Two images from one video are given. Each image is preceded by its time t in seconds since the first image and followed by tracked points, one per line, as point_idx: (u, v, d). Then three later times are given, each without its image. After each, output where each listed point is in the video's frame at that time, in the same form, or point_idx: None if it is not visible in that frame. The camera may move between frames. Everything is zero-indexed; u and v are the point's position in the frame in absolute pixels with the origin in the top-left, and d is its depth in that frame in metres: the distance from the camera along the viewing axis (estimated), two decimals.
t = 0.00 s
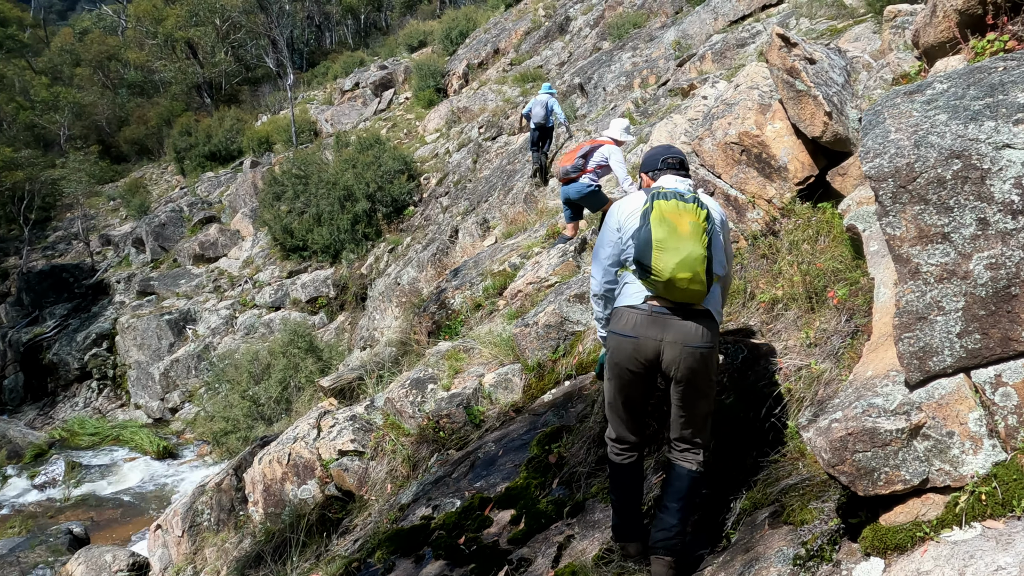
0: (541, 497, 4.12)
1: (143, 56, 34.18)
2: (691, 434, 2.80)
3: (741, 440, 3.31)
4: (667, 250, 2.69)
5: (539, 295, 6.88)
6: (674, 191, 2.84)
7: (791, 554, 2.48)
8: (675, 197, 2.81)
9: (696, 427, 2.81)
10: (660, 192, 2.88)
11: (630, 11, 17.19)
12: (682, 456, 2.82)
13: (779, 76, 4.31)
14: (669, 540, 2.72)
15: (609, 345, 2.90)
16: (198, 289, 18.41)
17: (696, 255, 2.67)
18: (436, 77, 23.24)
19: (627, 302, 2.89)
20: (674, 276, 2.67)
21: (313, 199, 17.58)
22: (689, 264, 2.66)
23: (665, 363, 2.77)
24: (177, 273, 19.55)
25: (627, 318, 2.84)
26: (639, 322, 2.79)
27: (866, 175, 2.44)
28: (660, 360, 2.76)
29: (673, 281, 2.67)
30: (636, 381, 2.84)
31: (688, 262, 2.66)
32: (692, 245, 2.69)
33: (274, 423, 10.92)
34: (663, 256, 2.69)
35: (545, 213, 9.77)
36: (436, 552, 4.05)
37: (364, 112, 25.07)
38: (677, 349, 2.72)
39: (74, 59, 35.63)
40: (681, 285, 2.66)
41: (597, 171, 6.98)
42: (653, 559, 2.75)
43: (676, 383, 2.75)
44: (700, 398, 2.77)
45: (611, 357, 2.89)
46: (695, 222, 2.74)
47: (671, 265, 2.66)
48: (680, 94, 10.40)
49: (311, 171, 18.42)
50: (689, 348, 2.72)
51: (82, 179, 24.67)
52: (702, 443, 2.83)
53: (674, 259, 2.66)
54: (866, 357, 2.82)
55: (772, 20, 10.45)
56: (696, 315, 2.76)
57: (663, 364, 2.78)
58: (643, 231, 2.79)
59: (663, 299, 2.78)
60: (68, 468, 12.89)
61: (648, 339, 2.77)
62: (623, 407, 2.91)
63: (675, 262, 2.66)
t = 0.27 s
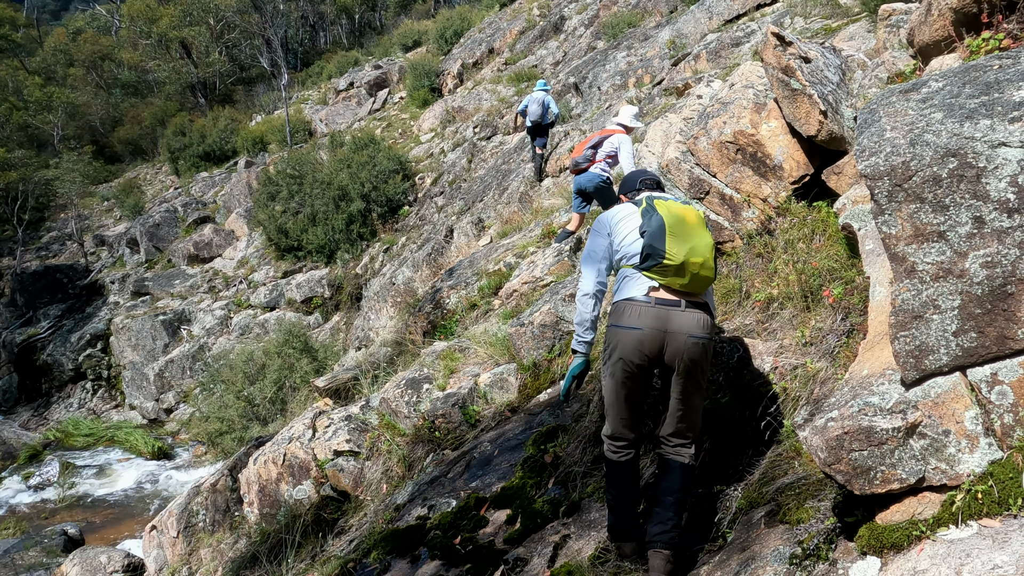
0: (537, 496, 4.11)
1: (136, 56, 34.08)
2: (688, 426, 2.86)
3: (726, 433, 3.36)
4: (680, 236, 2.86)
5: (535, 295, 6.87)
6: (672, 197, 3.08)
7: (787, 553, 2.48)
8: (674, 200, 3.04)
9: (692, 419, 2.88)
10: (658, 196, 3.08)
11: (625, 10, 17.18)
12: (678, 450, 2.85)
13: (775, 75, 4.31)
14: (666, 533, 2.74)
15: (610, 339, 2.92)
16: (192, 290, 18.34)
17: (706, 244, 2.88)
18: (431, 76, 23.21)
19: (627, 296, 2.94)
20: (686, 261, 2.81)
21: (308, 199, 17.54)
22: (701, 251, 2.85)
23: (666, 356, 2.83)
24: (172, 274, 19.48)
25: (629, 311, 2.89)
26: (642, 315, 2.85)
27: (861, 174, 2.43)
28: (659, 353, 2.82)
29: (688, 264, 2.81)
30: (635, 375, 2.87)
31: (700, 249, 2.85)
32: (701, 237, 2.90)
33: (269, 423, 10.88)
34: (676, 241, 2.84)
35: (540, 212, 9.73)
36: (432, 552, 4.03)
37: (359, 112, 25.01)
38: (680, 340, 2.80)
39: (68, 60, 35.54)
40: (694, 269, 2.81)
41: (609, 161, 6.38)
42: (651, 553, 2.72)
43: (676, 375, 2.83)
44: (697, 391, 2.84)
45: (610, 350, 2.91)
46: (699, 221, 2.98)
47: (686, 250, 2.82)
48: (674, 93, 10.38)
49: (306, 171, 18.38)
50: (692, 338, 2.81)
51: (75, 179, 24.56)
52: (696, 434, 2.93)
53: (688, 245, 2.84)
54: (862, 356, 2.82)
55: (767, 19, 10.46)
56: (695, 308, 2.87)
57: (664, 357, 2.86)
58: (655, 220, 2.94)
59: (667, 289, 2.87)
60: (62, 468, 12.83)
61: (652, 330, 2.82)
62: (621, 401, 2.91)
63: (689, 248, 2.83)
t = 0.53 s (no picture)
0: (528, 497, 4.09)
1: (125, 54, 33.84)
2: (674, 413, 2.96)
3: (713, 432, 3.39)
4: (665, 231, 2.85)
5: (526, 295, 6.86)
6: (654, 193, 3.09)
7: (779, 555, 2.47)
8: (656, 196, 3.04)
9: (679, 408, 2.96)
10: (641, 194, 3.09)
11: (616, 11, 17.18)
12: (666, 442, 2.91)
13: (767, 75, 4.30)
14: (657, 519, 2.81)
15: (601, 333, 2.92)
16: (181, 289, 18.21)
17: (691, 236, 2.88)
18: (422, 76, 23.15)
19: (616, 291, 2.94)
20: (673, 254, 2.81)
21: (298, 199, 17.46)
22: (687, 244, 2.84)
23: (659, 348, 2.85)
24: (160, 273, 19.34)
25: (620, 305, 2.89)
26: (634, 308, 2.85)
27: (854, 175, 2.42)
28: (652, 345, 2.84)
29: (674, 257, 2.81)
30: (628, 368, 2.89)
31: (686, 242, 2.84)
32: (685, 230, 2.89)
33: (258, 424, 10.80)
34: (662, 235, 2.84)
35: (531, 213, 9.70)
36: (422, 553, 4.00)
37: (349, 111, 24.92)
38: (672, 332, 2.82)
39: (56, 58, 35.28)
40: (681, 262, 2.81)
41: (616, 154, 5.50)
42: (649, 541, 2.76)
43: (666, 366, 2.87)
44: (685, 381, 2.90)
45: (603, 343, 2.91)
46: (683, 215, 2.98)
47: (671, 244, 2.82)
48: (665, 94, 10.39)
49: (296, 170, 18.29)
50: (682, 330, 2.83)
51: (63, 178, 24.35)
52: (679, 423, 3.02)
53: (673, 239, 2.83)
54: (854, 357, 2.81)
55: (758, 20, 10.48)
56: (683, 301, 2.87)
57: (655, 349, 2.87)
58: (640, 217, 2.94)
59: (656, 283, 2.88)
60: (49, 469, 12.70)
61: (645, 323, 2.83)
62: (614, 394, 2.92)
63: (674, 241, 2.83)
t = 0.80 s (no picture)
0: (519, 498, 4.08)
1: (111, 54, 33.57)
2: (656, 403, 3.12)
3: (703, 433, 3.42)
4: (661, 229, 2.87)
5: (516, 295, 6.85)
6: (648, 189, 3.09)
7: (769, 553, 2.48)
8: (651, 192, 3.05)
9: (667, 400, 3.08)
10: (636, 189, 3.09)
11: (605, 11, 17.20)
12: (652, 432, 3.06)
13: (756, 75, 4.31)
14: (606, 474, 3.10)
15: (599, 327, 2.96)
16: (169, 291, 18.08)
17: (686, 233, 2.91)
18: (411, 76, 23.10)
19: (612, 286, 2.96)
20: (669, 253, 2.84)
21: (286, 200, 17.38)
22: (683, 242, 2.87)
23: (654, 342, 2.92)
24: (148, 275, 19.19)
25: (617, 300, 2.93)
26: (632, 303, 2.90)
27: (844, 173, 2.43)
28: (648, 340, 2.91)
29: (671, 256, 2.84)
30: (625, 363, 2.96)
31: (682, 239, 2.87)
32: (680, 227, 2.92)
33: (248, 426, 10.72)
34: (658, 234, 2.85)
35: (520, 213, 9.69)
36: (413, 555, 3.97)
37: (338, 112, 24.83)
38: (668, 327, 2.90)
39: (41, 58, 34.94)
40: (677, 260, 2.84)
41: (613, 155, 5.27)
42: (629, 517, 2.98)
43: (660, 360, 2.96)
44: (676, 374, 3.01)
45: (601, 338, 2.96)
46: (677, 210, 3.00)
47: (668, 242, 2.84)
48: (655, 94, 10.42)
49: (284, 171, 18.21)
50: (678, 328, 2.92)
51: (49, 179, 24.11)
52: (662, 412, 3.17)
53: (669, 236, 2.85)
54: (844, 356, 2.83)
55: (746, 21, 10.53)
56: (678, 299, 2.93)
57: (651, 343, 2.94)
58: (636, 213, 2.92)
59: (652, 280, 2.91)
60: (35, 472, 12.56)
61: (643, 318, 2.88)
62: (611, 388, 2.97)
63: (671, 239, 2.85)
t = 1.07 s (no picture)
0: (510, 497, 4.08)
1: (98, 54, 33.33)
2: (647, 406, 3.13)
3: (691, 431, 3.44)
4: (662, 239, 2.91)
5: (506, 295, 6.86)
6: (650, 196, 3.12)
7: (757, 549, 2.50)
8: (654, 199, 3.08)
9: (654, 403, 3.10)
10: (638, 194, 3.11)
11: (595, 11, 17.23)
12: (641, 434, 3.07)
13: (744, 75, 4.34)
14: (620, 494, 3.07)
15: (591, 326, 2.97)
16: (158, 293, 17.97)
17: (684, 245, 2.96)
18: (401, 76, 23.07)
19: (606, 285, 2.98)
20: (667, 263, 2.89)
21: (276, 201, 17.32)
22: (680, 254, 2.93)
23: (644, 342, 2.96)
24: (136, 276, 19.06)
25: (611, 301, 2.95)
26: (624, 304, 2.93)
27: (831, 173, 2.46)
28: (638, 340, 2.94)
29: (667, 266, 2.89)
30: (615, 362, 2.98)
31: (680, 251, 2.93)
32: (680, 239, 2.97)
33: (238, 428, 10.67)
34: (659, 243, 2.89)
35: (511, 213, 9.70)
36: (404, 554, 3.97)
37: (327, 112, 24.76)
38: (657, 329, 2.93)
39: (27, 58, 34.67)
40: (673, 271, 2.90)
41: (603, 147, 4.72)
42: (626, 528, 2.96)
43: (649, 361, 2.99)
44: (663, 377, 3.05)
45: (592, 337, 2.97)
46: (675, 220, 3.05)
47: (667, 252, 2.89)
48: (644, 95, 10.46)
49: (274, 171, 18.15)
50: (667, 331, 2.96)
51: (35, 180, 23.92)
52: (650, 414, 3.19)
53: (668, 247, 2.90)
54: (832, 353, 2.85)
55: (735, 21, 10.59)
56: (667, 304, 2.97)
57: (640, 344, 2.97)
58: (639, 220, 2.95)
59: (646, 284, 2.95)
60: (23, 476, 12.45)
61: (634, 319, 2.91)
62: (601, 386, 2.99)
63: (670, 250, 2.90)
